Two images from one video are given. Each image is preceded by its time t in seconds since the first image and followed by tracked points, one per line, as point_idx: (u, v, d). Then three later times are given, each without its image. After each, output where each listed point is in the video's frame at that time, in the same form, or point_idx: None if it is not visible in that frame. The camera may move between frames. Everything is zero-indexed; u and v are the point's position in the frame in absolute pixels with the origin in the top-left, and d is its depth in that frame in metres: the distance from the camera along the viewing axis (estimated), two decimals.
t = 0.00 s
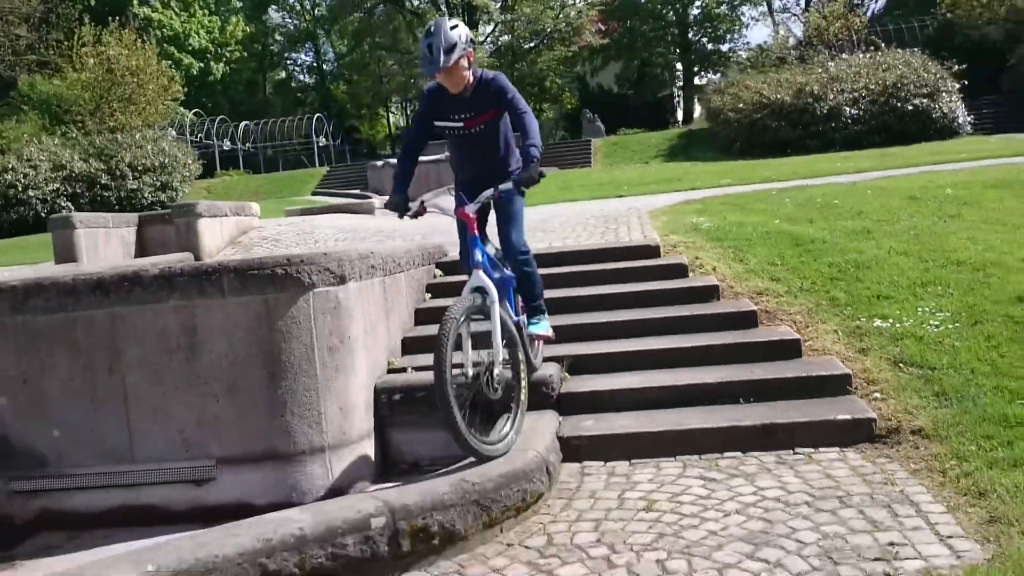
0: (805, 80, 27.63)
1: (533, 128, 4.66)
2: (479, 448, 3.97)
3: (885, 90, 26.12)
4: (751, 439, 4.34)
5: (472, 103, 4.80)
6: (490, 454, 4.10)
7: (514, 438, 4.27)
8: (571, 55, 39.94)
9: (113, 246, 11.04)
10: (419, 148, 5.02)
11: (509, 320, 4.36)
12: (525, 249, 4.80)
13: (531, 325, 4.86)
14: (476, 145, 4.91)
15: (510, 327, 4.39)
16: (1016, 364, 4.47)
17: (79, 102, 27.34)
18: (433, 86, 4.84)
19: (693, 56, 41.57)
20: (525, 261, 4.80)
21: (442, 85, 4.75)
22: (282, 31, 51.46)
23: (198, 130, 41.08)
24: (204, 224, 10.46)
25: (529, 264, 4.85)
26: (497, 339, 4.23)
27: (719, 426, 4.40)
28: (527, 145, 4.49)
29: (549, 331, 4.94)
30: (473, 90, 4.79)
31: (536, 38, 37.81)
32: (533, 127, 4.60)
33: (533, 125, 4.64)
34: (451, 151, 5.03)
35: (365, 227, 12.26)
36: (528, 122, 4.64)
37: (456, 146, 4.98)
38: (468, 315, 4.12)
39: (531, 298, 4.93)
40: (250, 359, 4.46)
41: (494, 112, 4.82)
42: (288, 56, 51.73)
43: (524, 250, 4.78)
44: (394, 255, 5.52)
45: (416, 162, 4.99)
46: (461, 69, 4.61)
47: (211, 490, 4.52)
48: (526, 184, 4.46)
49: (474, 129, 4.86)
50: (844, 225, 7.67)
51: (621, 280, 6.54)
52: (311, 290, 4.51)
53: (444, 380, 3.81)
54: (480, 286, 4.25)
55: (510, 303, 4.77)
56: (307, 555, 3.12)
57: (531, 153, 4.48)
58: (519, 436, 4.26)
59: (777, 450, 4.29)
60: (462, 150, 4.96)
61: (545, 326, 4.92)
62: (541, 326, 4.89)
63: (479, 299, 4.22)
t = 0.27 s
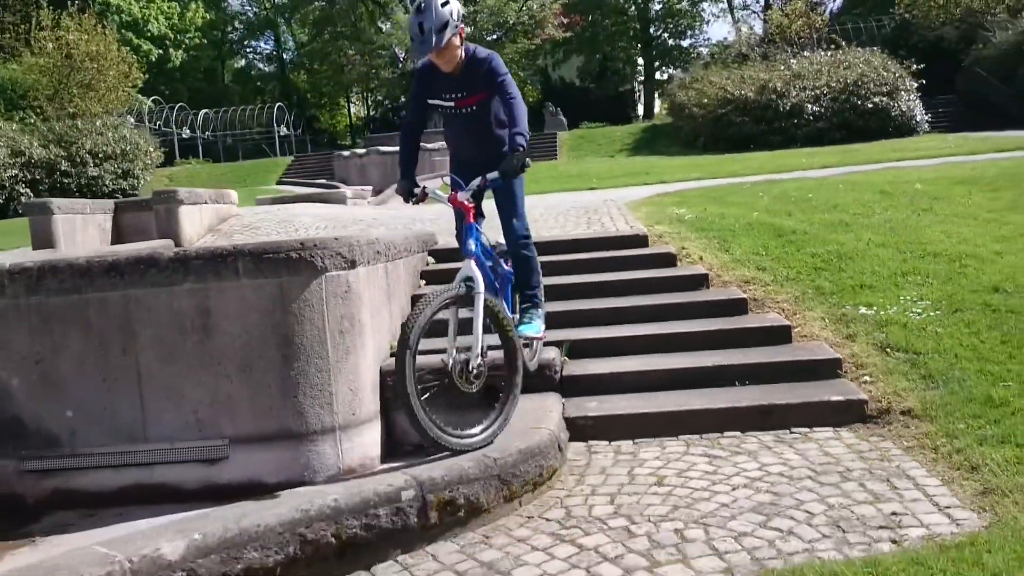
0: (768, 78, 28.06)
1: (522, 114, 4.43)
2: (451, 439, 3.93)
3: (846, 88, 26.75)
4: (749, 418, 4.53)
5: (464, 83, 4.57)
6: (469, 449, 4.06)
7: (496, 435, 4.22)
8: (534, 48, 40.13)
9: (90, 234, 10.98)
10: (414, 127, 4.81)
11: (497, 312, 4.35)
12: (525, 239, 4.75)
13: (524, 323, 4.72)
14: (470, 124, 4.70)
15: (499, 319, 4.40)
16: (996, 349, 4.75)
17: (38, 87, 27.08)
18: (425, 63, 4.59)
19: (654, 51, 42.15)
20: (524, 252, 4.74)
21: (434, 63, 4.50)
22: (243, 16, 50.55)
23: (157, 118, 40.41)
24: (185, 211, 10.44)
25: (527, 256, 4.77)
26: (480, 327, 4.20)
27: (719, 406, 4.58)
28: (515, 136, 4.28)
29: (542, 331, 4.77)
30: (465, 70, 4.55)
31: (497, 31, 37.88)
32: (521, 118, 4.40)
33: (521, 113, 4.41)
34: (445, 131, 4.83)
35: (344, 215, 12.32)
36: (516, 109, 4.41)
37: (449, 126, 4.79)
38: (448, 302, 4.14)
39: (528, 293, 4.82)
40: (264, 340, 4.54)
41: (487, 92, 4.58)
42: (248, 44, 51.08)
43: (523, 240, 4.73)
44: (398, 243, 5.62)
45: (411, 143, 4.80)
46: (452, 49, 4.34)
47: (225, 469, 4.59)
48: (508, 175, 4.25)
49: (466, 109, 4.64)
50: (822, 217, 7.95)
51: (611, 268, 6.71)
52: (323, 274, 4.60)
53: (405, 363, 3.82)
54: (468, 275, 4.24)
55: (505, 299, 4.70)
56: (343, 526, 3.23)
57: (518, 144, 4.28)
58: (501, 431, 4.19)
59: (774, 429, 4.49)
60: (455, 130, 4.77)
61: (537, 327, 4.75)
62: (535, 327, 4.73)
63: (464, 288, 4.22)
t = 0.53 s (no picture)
0: (735, 79, 28.43)
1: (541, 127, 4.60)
2: (447, 425, 4.04)
3: (811, 90, 27.34)
4: (739, 405, 4.77)
5: (476, 95, 4.67)
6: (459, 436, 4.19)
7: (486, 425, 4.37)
8: (502, 46, 40.27)
9: (73, 228, 11.03)
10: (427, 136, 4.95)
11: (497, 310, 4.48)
12: (526, 249, 4.75)
13: (526, 329, 4.72)
14: (478, 135, 4.77)
15: (499, 317, 4.53)
16: (969, 339, 5.06)
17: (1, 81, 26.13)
18: (438, 75, 4.70)
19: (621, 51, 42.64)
20: (525, 261, 4.73)
21: (447, 74, 4.63)
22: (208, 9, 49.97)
23: (121, 112, 39.85)
24: (169, 206, 10.55)
25: (528, 267, 4.75)
26: (482, 321, 4.35)
27: (710, 393, 4.81)
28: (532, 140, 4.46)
29: (544, 337, 4.76)
30: (477, 82, 4.65)
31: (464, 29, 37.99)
32: (539, 122, 4.60)
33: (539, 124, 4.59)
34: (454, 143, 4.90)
35: (324, 211, 12.41)
36: (534, 121, 4.59)
37: (458, 138, 4.85)
38: (453, 292, 4.28)
39: (530, 301, 4.81)
40: (275, 330, 4.67)
41: (498, 105, 4.69)
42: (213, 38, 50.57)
43: (524, 249, 4.72)
44: (398, 239, 5.78)
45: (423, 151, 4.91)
46: (466, 62, 4.50)
47: (235, 454, 4.74)
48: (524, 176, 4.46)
49: (475, 120, 4.73)
50: (797, 215, 8.25)
51: (599, 263, 6.92)
52: (332, 267, 4.74)
53: (412, 343, 3.96)
54: (471, 270, 4.39)
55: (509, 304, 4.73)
56: (368, 502, 3.41)
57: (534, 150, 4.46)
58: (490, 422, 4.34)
59: (763, 415, 4.74)
60: (464, 142, 4.83)
61: (540, 332, 4.76)
62: (538, 332, 4.73)
63: (468, 281, 4.38)
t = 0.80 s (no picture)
0: (709, 82, 28.83)
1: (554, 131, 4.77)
2: (465, 410, 4.21)
3: (783, 94, 27.78)
4: (734, 394, 4.99)
5: (485, 102, 4.86)
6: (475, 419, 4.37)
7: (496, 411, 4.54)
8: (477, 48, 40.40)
9: (61, 225, 11.10)
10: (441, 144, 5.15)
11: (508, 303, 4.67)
12: (532, 249, 4.97)
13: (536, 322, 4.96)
14: (489, 140, 4.95)
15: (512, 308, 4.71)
16: (950, 332, 5.34)
17: None
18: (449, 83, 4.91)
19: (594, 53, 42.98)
20: (529, 260, 4.96)
21: (457, 83, 4.84)
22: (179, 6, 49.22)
23: (92, 110, 39.33)
24: (158, 203, 10.63)
25: (535, 265, 4.97)
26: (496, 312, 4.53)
27: (706, 382, 5.03)
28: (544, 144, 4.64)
29: (552, 329, 5.00)
30: (486, 89, 4.84)
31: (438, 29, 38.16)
32: (553, 128, 4.79)
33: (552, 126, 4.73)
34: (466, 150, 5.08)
35: (310, 210, 12.50)
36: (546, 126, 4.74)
37: (469, 145, 5.03)
38: (471, 284, 4.45)
39: (538, 296, 5.05)
40: (289, 321, 4.82)
41: (507, 111, 4.86)
42: (183, 37, 50.02)
43: (529, 249, 4.95)
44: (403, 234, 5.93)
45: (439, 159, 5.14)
46: (472, 70, 4.68)
47: (249, 442, 4.89)
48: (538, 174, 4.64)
49: (486, 126, 4.90)
50: (780, 215, 8.52)
51: (592, 260, 7.13)
52: (344, 261, 4.88)
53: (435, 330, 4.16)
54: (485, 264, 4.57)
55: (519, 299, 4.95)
56: (393, 482, 3.58)
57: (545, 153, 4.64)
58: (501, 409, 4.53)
59: (757, 404, 4.97)
60: (475, 148, 5.01)
61: (550, 325, 5.00)
62: (548, 324, 4.98)
63: (484, 273, 4.55)
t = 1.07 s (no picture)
0: (692, 89, 29.07)
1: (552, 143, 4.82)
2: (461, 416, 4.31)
3: (766, 101, 28.07)
4: (735, 398, 5.13)
5: (488, 114, 4.93)
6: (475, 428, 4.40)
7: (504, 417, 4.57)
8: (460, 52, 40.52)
9: (53, 229, 11.12)
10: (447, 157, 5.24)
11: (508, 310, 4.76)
12: (532, 263, 5.08)
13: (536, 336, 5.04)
14: (492, 153, 5.04)
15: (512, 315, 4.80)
16: (941, 337, 5.52)
17: None
18: (455, 98, 5.01)
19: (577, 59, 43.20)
20: (531, 275, 5.06)
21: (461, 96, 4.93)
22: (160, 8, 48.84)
23: (73, 112, 39.04)
24: (153, 207, 10.70)
25: (535, 279, 5.08)
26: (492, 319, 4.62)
27: (707, 386, 5.17)
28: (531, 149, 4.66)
29: (551, 343, 5.08)
30: (489, 102, 4.92)
31: (421, 33, 38.32)
32: (550, 138, 4.79)
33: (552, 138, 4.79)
34: (471, 162, 5.15)
35: (303, 215, 12.55)
36: (544, 137, 4.80)
37: (473, 157, 5.12)
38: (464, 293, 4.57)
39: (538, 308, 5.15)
40: (301, 326, 4.92)
41: (510, 123, 4.94)
42: (165, 39, 49.60)
43: (530, 265, 5.06)
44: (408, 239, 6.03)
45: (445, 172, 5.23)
46: (477, 85, 4.77)
47: (261, 444, 4.99)
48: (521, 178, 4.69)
49: (489, 139, 4.99)
50: (771, 222, 8.69)
51: (590, 266, 7.25)
52: (354, 267, 4.97)
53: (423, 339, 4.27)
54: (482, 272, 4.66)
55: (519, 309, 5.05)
56: (413, 482, 3.69)
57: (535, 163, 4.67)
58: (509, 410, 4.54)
59: (757, 406, 5.10)
60: (480, 159, 5.09)
61: (548, 338, 5.07)
62: (547, 339, 5.04)
63: (479, 281, 4.65)
